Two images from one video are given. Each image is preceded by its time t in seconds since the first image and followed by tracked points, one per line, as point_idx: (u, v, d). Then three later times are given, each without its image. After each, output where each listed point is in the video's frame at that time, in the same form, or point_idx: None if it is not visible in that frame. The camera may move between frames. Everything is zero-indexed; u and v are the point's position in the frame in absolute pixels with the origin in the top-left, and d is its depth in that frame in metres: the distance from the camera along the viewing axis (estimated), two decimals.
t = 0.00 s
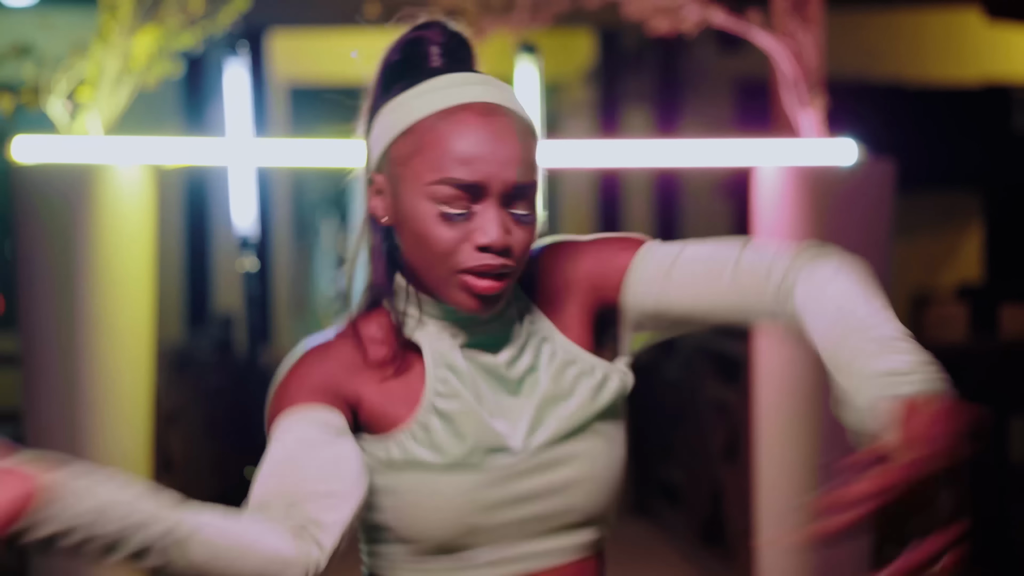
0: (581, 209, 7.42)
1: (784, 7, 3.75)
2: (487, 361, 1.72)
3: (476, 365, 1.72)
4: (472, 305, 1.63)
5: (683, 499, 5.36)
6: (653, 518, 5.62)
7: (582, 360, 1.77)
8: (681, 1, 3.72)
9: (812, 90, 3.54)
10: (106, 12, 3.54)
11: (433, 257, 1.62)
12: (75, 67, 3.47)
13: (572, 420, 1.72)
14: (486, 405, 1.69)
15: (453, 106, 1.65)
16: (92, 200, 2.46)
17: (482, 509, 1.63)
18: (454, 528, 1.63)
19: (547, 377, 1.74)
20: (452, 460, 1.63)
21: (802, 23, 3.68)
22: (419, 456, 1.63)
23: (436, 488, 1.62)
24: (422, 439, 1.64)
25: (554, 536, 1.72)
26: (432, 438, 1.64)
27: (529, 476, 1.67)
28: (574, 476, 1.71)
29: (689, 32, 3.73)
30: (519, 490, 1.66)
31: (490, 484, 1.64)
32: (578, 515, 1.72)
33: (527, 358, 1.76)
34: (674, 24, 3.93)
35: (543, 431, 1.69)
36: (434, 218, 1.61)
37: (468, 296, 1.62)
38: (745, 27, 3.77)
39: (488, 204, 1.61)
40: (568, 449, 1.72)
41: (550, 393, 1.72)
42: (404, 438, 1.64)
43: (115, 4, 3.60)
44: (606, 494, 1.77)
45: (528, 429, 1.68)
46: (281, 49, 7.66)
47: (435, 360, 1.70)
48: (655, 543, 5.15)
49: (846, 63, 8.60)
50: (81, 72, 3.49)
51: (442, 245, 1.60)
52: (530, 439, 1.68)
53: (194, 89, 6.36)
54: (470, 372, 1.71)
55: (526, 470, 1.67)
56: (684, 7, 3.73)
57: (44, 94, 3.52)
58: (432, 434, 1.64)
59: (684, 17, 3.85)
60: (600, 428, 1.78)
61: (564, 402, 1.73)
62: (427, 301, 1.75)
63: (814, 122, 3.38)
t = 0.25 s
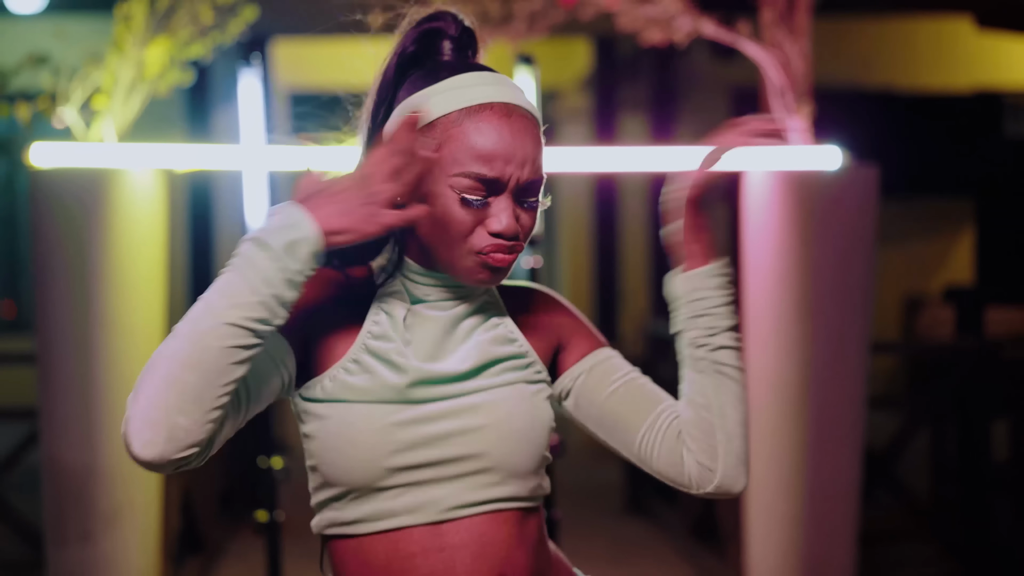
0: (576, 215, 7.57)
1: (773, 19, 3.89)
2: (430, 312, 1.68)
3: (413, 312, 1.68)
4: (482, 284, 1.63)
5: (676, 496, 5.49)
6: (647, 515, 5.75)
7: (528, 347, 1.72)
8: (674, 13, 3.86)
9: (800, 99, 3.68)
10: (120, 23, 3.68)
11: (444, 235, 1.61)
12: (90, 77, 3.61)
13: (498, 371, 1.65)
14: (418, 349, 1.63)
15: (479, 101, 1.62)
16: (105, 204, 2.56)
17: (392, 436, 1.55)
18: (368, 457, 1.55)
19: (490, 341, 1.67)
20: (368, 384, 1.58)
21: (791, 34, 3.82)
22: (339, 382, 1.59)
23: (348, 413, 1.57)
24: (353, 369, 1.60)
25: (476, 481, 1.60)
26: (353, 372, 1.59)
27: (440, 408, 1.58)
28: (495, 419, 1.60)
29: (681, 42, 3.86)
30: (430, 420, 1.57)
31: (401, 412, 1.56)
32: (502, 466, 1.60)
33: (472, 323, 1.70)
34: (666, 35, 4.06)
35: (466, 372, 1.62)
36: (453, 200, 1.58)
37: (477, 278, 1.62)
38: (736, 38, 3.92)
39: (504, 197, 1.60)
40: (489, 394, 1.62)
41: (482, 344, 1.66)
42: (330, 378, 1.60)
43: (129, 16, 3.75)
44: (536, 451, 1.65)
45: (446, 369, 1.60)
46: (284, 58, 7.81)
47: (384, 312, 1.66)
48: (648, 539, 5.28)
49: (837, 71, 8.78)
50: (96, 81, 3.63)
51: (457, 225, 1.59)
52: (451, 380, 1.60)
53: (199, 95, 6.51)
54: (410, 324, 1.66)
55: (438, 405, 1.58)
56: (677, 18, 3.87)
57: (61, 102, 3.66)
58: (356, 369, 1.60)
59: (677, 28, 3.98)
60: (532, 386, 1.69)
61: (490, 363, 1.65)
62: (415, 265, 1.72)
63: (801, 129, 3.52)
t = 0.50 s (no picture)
0: (574, 216, 7.75)
1: (762, 28, 4.05)
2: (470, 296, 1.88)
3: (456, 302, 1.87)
4: (497, 273, 1.78)
5: (670, 491, 5.63)
6: (642, 510, 5.90)
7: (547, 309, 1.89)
8: (666, 22, 4.01)
9: (787, 105, 3.83)
10: (136, 32, 3.83)
11: (460, 231, 1.77)
12: (108, 83, 3.77)
13: (540, 342, 1.83)
14: (467, 334, 1.82)
15: (485, 112, 1.80)
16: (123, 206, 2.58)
17: (460, 414, 1.74)
18: (442, 435, 1.74)
19: (528, 318, 1.87)
20: (433, 369, 1.78)
21: (779, 43, 3.97)
22: (404, 371, 1.79)
23: (418, 399, 1.76)
24: (413, 358, 1.80)
25: (537, 448, 1.78)
26: (414, 362, 1.79)
27: (496, 383, 1.77)
28: (542, 385, 1.79)
29: (673, 51, 4.01)
30: (488, 395, 1.76)
31: (464, 390, 1.76)
32: (555, 429, 1.79)
33: (507, 300, 1.88)
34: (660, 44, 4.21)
35: (512, 346, 1.81)
36: (466, 198, 1.75)
37: (491, 267, 1.77)
38: (725, 47, 4.07)
39: (510, 193, 1.76)
40: (535, 363, 1.81)
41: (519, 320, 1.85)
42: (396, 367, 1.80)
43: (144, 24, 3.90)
44: (581, 416, 1.83)
45: (492, 344, 1.80)
46: (287, 62, 7.96)
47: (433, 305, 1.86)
48: (642, 532, 5.42)
49: (829, 76, 8.94)
50: (114, 87, 3.78)
51: (473, 218, 1.75)
52: (502, 357, 1.79)
53: (205, 101, 6.67)
54: (456, 309, 1.85)
55: (492, 377, 1.77)
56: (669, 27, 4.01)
57: (80, 108, 3.81)
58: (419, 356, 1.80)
59: (669, 37, 4.14)
60: (570, 353, 1.87)
61: (529, 335, 1.83)
62: (441, 265, 1.90)
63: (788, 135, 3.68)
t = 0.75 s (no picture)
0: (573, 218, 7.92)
1: (756, 36, 4.21)
2: (516, 283, 1.93)
3: (501, 290, 1.92)
4: (537, 244, 1.87)
5: (668, 485, 5.78)
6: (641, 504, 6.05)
7: (582, 315, 1.93)
8: (664, 30, 4.15)
9: (781, 110, 3.98)
10: (155, 39, 3.98)
11: (499, 205, 1.87)
12: (129, 89, 3.91)
13: (567, 344, 1.90)
14: (503, 328, 1.88)
15: (511, 102, 1.91)
16: (142, 210, 3.08)
17: (480, 407, 1.84)
18: (460, 420, 1.85)
19: (560, 316, 1.92)
20: (465, 361, 1.86)
21: (773, 50, 4.12)
22: (440, 356, 1.86)
23: (446, 384, 1.85)
24: (449, 347, 1.87)
25: (543, 440, 1.89)
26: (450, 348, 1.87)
27: (519, 383, 1.85)
28: (562, 391, 1.87)
29: (671, 57, 4.16)
30: (510, 393, 1.85)
31: (488, 384, 1.85)
32: (565, 428, 1.89)
33: (543, 291, 1.93)
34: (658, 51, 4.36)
35: (541, 348, 1.87)
36: (504, 173, 1.87)
37: (531, 237, 1.87)
38: (721, 54, 4.23)
39: (543, 166, 1.88)
40: (559, 365, 1.88)
41: (554, 318, 1.90)
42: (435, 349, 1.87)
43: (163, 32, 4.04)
44: (589, 407, 1.93)
45: (526, 344, 1.86)
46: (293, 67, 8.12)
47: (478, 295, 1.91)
48: (641, 524, 5.58)
49: (823, 80, 9.16)
50: (134, 93, 3.93)
51: (512, 191, 1.86)
52: (529, 357, 1.87)
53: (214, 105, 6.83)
54: (498, 305, 1.89)
55: (517, 377, 1.86)
56: (666, 34, 4.16)
57: (101, 114, 3.96)
58: (454, 344, 1.87)
59: (667, 45, 4.29)
60: (589, 355, 1.93)
61: (560, 338, 1.89)
62: (493, 252, 1.94)
63: (781, 138, 3.84)
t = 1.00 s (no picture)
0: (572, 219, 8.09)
1: (747, 46, 4.37)
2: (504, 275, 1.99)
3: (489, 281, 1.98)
4: (529, 211, 1.97)
5: (664, 480, 5.95)
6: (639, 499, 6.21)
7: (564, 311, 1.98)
8: (659, 39, 4.31)
9: (771, 116, 4.16)
10: (172, 48, 4.15)
11: (485, 182, 1.98)
12: (147, 97, 4.10)
13: (547, 331, 1.94)
14: (490, 310, 1.93)
15: (489, 116, 2.09)
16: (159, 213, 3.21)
17: (463, 381, 1.87)
18: (446, 395, 1.88)
19: (541, 305, 1.96)
20: (451, 337, 1.91)
21: (764, 58, 4.29)
22: (428, 336, 1.92)
23: (433, 363, 1.90)
24: (436, 325, 1.92)
25: (524, 415, 1.89)
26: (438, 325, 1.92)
27: (501, 357, 1.89)
28: (541, 367, 1.89)
29: (666, 66, 4.32)
30: (493, 368, 1.88)
31: (472, 359, 1.88)
32: (546, 403, 1.90)
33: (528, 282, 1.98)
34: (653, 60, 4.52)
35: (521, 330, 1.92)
36: (487, 155, 2.00)
37: (523, 203, 1.96)
38: (714, 63, 4.39)
39: (523, 147, 2.02)
40: (539, 345, 1.91)
41: (534, 305, 1.95)
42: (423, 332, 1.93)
43: (179, 42, 4.22)
44: (572, 391, 1.93)
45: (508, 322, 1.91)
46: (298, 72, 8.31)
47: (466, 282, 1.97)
48: (638, 518, 5.74)
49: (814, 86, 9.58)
50: (152, 100, 4.11)
51: (498, 166, 1.97)
52: (511, 337, 1.91)
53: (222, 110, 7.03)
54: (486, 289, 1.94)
55: (499, 354, 1.89)
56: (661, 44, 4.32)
57: (120, 120, 4.15)
58: (440, 323, 1.92)
59: (662, 54, 4.44)
60: (570, 342, 1.96)
61: (541, 321, 1.94)
62: (481, 252, 2.02)
63: (771, 144, 4.02)
